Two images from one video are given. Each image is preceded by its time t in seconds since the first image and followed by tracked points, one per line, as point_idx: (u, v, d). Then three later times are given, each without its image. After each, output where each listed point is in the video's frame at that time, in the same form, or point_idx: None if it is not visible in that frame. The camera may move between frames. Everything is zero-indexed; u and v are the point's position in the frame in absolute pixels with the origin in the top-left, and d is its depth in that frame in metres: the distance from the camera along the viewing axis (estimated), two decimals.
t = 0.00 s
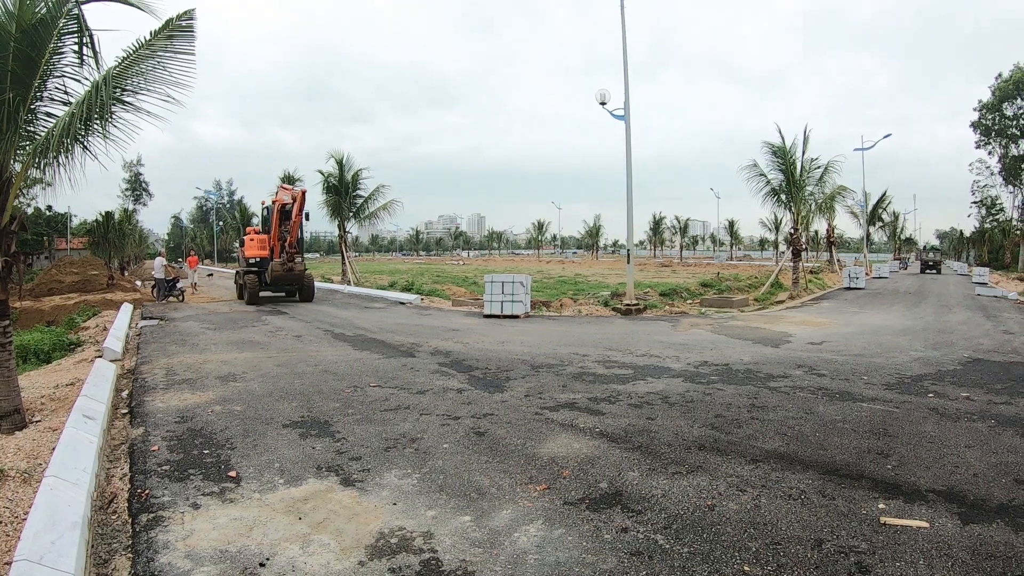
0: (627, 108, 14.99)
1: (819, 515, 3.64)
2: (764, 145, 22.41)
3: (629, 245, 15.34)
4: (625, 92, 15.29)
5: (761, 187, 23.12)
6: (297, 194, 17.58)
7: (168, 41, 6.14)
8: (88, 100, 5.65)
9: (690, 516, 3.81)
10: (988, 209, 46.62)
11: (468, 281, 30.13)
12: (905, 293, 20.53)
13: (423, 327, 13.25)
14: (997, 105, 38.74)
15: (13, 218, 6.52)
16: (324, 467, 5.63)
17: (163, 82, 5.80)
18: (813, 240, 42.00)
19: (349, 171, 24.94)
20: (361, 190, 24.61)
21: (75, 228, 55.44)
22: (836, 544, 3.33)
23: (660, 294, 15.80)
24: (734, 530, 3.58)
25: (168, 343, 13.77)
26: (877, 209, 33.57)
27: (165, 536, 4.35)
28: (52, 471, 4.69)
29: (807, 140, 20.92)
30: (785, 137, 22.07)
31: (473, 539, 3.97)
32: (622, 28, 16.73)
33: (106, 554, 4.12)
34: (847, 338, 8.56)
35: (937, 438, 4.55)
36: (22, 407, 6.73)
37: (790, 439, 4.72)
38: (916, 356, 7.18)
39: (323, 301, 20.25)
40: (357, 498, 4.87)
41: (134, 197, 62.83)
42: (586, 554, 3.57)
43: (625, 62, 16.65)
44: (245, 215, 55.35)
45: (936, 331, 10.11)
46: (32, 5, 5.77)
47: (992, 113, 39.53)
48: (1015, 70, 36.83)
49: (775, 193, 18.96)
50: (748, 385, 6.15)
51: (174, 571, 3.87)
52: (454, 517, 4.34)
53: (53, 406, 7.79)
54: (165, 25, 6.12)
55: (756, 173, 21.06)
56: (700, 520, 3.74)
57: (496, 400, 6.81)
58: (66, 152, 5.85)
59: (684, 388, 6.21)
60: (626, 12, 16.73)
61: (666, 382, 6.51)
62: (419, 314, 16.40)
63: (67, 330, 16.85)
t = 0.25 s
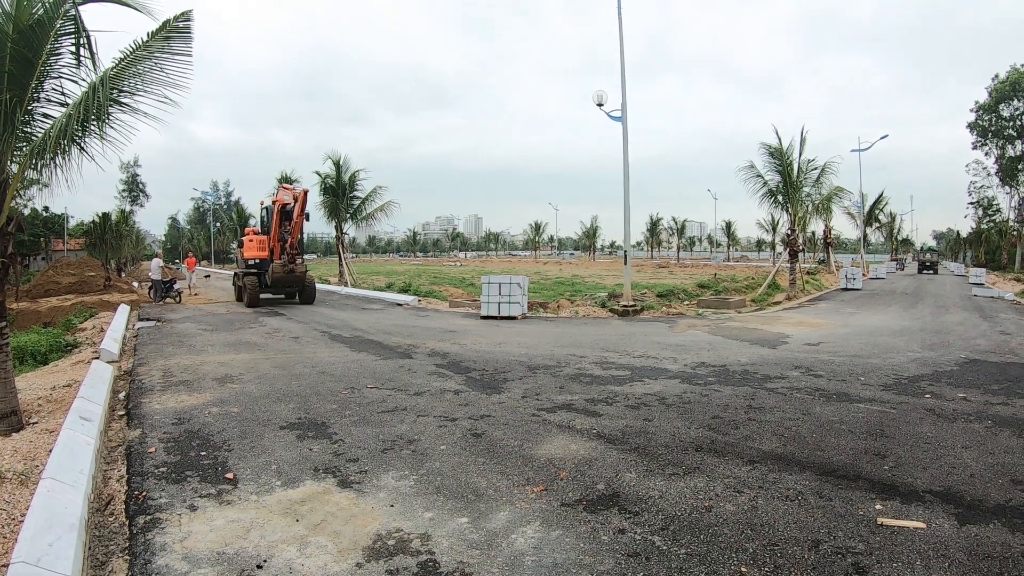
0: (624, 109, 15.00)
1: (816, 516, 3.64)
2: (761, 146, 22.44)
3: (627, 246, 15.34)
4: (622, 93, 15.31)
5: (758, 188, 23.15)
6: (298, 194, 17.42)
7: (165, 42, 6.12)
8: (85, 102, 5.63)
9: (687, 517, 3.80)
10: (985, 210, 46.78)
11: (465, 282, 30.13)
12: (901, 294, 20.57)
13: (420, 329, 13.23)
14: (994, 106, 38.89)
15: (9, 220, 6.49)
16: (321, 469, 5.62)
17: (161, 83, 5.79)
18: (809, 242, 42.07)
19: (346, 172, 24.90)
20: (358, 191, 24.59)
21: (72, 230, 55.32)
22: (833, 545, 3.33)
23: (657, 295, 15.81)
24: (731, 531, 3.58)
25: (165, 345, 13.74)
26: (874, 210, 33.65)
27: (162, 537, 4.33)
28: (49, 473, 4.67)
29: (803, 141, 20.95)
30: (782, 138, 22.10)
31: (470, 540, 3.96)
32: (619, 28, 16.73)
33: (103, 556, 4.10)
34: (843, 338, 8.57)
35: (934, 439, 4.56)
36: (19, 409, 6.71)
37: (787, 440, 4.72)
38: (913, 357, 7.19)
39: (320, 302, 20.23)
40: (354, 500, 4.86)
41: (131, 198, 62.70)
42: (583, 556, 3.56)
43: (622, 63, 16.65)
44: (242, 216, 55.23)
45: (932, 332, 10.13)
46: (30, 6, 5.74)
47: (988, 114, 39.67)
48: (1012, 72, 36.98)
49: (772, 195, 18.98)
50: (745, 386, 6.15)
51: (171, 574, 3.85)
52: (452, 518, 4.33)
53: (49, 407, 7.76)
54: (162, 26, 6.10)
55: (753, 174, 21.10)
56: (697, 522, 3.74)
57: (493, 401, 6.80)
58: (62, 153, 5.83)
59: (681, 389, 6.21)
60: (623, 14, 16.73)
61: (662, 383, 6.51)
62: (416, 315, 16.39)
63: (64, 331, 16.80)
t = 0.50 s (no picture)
0: (619, 111, 15.01)
1: (811, 517, 3.63)
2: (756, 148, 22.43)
3: (621, 248, 15.35)
4: (617, 96, 15.33)
5: (752, 190, 23.20)
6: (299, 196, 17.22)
7: (159, 44, 6.08)
8: (79, 104, 5.60)
9: (682, 519, 3.79)
10: (979, 211, 47.07)
11: (460, 285, 30.10)
12: (896, 295, 20.61)
13: (415, 331, 13.20)
14: (987, 108, 39.15)
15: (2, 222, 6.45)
16: (315, 472, 5.58)
17: (155, 85, 5.75)
18: (804, 244, 42.28)
19: (341, 175, 24.86)
20: (353, 193, 24.54)
21: (66, 232, 55.06)
22: (829, 546, 3.32)
23: (651, 297, 15.83)
24: (727, 534, 3.57)
25: (160, 348, 13.67)
26: (869, 212, 33.78)
27: (155, 541, 4.29)
28: (43, 476, 4.63)
29: (798, 143, 21.01)
30: (777, 140, 22.17)
31: (465, 544, 3.94)
32: (614, 31, 16.76)
33: (97, 560, 4.06)
34: (838, 340, 8.57)
35: (929, 439, 4.56)
36: (12, 412, 6.65)
37: (782, 442, 4.71)
38: (908, 358, 7.19)
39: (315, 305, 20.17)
40: (349, 503, 4.82)
41: (126, 200, 62.48)
42: (579, 558, 3.54)
43: (617, 65, 16.67)
44: (237, 219, 55.03)
45: (927, 334, 10.16)
46: (24, 7, 5.69)
47: (982, 116, 39.92)
48: (1005, 74, 37.24)
49: (766, 197, 19.03)
50: (740, 388, 6.14)
51: None
52: (446, 521, 4.30)
53: (43, 410, 7.70)
54: (156, 28, 6.06)
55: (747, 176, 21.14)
56: (692, 524, 3.72)
57: (488, 404, 6.78)
58: (56, 156, 5.80)
59: (676, 392, 6.19)
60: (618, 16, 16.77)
61: (657, 385, 6.49)
62: (411, 317, 16.35)
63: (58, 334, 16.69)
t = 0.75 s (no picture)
0: (614, 110, 15.00)
1: (808, 516, 3.62)
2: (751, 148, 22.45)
3: (616, 247, 15.35)
4: (613, 95, 15.32)
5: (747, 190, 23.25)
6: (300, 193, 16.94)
7: (154, 42, 6.02)
8: (73, 102, 5.54)
9: (679, 518, 3.78)
10: (973, 211, 47.33)
11: (455, 284, 30.08)
12: (890, 294, 20.70)
13: (411, 330, 13.18)
14: (982, 108, 39.35)
15: None
16: (311, 471, 5.55)
17: (150, 83, 5.69)
18: (798, 244, 42.41)
19: (336, 174, 24.78)
20: (348, 192, 24.47)
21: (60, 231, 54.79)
22: (825, 545, 3.31)
23: (646, 296, 15.85)
24: (724, 532, 3.55)
25: (154, 347, 13.60)
26: (864, 211, 33.91)
27: (150, 541, 4.26)
28: (36, 476, 4.58)
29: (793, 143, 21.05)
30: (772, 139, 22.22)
31: (461, 543, 3.92)
32: (611, 30, 16.75)
33: (91, 560, 4.02)
34: (832, 339, 8.59)
35: (925, 438, 4.56)
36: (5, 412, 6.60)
37: (778, 440, 4.71)
38: (902, 357, 7.22)
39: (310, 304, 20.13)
40: (344, 502, 4.80)
41: (120, 199, 62.19)
42: (575, 557, 3.52)
43: (612, 64, 16.65)
44: (232, 217, 54.83)
45: (922, 332, 10.19)
46: (17, 4, 5.63)
47: (976, 116, 40.12)
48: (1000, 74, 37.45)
49: (761, 196, 19.06)
50: (735, 387, 6.14)
51: None
52: (442, 521, 4.28)
53: (37, 410, 7.64)
54: (151, 25, 5.99)
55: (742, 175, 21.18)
56: (689, 522, 3.71)
57: (484, 402, 6.77)
58: (50, 154, 5.75)
59: (672, 390, 6.19)
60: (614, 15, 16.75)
61: (653, 384, 6.48)
62: (407, 316, 16.30)
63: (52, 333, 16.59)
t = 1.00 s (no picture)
0: (609, 108, 14.97)
1: (802, 514, 3.62)
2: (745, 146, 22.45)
3: (610, 245, 15.34)
4: (609, 93, 15.29)
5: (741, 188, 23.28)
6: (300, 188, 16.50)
7: (148, 37, 5.97)
8: (66, 97, 5.49)
9: (673, 516, 3.76)
10: (967, 210, 47.58)
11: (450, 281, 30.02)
12: (883, 293, 20.79)
13: (404, 327, 13.14)
14: (977, 108, 39.52)
15: None
16: (304, 468, 5.52)
17: (143, 79, 5.64)
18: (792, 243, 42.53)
19: (330, 170, 24.67)
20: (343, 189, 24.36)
21: (52, 227, 54.40)
22: (819, 543, 3.31)
23: (641, 294, 15.85)
24: (718, 530, 3.54)
25: (147, 343, 13.51)
26: (858, 210, 34.02)
27: (142, 538, 4.22)
28: (28, 473, 4.53)
29: (787, 141, 21.08)
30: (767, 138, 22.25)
31: (455, 540, 3.90)
32: (606, 27, 16.71)
33: (83, 558, 3.98)
34: (826, 337, 8.60)
35: (919, 436, 4.57)
36: None
37: (772, 438, 4.70)
38: (896, 355, 7.23)
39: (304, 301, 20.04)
40: (338, 500, 4.77)
41: (113, 195, 61.80)
42: (569, 555, 3.51)
43: (608, 61, 16.61)
44: (226, 214, 54.59)
45: (915, 331, 10.22)
46: None
47: (971, 116, 40.29)
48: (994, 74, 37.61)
49: (755, 194, 19.09)
50: (729, 385, 6.13)
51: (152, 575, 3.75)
52: (436, 518, 4.26)
53: (29, 407, 7.57)
54: (145, 20, 5.94)
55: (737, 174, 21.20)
56: (683, 520, 3.70)
57: (477, 400, 6.74)
58: (42, 149, 5.71)
59: (667, 388, 6.18)
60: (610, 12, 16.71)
61: (647, 381, 6.46)
62: (401, 313, 16.26)
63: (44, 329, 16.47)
